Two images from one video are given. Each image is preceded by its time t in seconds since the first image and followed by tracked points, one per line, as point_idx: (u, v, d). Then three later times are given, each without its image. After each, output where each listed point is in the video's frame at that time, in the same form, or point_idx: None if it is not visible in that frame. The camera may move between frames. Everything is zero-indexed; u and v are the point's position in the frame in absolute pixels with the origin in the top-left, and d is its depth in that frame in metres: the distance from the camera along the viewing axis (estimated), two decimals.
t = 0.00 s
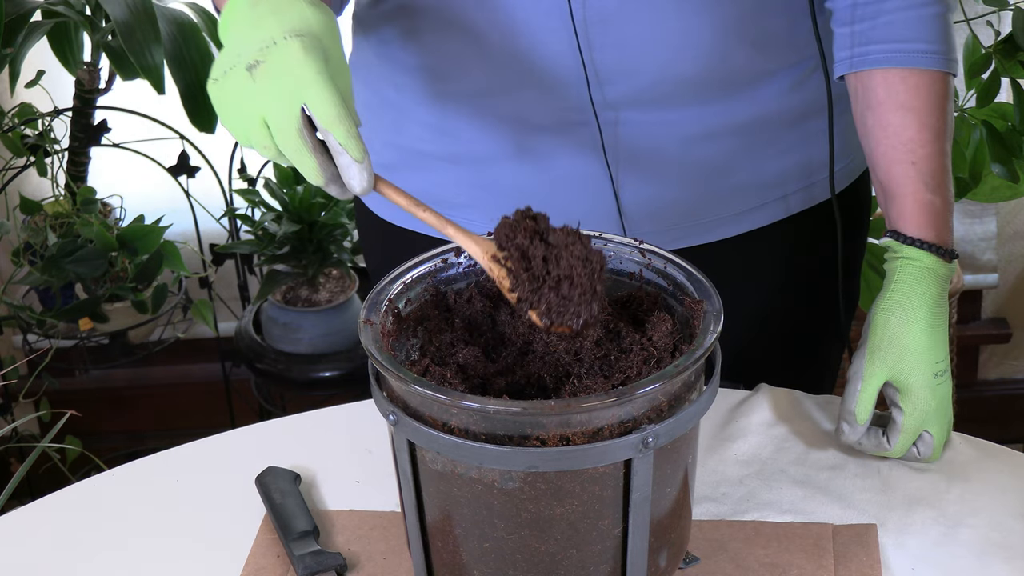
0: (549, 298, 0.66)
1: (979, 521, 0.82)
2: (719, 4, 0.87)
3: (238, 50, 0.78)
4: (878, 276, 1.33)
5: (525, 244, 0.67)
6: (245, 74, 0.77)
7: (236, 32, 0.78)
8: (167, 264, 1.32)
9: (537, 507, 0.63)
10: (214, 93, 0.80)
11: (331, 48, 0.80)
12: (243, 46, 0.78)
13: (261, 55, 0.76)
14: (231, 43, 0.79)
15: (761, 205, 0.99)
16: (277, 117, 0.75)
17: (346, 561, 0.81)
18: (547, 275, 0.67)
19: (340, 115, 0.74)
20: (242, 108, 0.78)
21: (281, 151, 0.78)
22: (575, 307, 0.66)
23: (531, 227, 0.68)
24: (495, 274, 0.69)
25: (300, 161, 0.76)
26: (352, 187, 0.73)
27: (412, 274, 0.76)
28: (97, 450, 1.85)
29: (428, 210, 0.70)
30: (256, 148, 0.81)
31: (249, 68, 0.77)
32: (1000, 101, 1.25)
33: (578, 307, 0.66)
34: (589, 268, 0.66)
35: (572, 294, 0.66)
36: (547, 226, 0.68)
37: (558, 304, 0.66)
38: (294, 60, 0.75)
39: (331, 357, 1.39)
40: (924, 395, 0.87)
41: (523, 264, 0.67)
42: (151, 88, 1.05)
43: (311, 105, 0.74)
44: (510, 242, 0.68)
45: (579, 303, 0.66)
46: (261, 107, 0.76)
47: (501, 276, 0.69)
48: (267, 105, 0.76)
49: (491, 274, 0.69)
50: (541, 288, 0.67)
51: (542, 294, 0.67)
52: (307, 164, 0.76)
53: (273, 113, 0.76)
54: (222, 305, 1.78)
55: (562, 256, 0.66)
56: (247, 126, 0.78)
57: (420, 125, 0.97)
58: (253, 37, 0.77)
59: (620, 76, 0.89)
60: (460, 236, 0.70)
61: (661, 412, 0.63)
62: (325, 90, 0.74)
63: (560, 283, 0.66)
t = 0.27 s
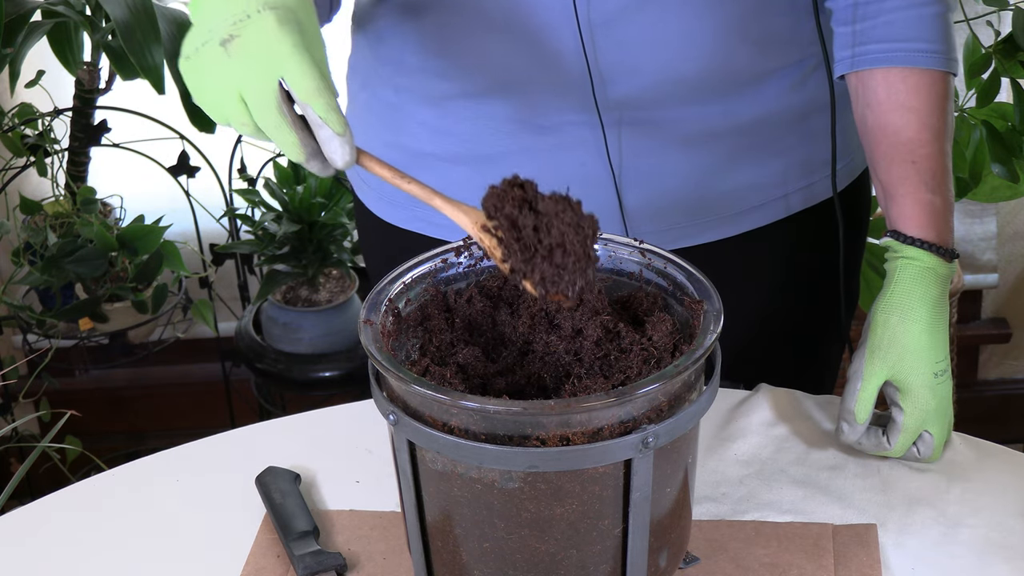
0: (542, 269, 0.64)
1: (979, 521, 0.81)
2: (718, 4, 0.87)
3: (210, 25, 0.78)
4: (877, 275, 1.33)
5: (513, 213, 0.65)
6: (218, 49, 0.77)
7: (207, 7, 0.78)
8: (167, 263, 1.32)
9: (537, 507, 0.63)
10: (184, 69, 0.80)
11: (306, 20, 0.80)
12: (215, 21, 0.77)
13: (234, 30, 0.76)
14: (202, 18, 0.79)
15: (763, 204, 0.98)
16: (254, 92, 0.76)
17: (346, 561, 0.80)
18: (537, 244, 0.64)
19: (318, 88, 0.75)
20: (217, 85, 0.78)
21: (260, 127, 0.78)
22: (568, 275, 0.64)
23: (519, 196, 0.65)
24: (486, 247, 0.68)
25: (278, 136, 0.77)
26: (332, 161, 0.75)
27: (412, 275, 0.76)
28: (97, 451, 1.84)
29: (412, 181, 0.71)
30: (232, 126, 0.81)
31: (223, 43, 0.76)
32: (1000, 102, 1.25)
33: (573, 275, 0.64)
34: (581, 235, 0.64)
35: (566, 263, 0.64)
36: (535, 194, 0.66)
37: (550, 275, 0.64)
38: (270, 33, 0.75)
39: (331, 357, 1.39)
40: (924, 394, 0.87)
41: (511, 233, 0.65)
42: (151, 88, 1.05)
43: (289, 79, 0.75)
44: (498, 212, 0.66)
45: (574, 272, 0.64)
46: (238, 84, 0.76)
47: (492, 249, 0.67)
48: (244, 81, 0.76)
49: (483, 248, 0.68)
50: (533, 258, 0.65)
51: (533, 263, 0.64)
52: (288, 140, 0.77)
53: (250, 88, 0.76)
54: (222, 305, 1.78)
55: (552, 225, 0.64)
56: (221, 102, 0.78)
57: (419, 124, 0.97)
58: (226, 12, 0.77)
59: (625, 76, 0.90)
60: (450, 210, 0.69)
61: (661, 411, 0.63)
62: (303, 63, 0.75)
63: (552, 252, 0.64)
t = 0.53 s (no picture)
0: (532, 262, 0.68)
1: (979, 521, 0.82)
2: (718, 4, 0.87)
3: (184, 19, 0.79)
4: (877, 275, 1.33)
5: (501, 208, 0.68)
6: (195, 43, 0.78)
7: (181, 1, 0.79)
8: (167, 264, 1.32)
9: (537, 507, 0.63)
10: (158, 64, 0.81)
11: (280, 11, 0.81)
12: (189, 15, 0.78)
13: (210, 24, 0.77)
14: (176, 12, 0.79)
15: (763, 204, 0.98)
16: (233, 86, 0.77)
17: (346, 560, 0.81)
18: (525, 239, 0.67)
19: (297, 82, 0.77)
20: (194, 80, 0.79)
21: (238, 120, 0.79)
22: (555, 268, 0.68)
23: (506, 189, 0.68)
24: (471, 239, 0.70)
25: (257, 131, 0.78)
26: (315, 158, 0.78)
27: (412, 275, 0.76)
28: (97, 450, 1.84)
29: (396, 175, 0.73)
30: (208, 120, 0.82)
31: (199, 37, 0.77)
32: (1000, 102, 1.25)
33: (562, 267, 0.67)
34: (570, 229, 0.66)
35: (555, 256, 0.67)
36: (523, 187, 0.68)
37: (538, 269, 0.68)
38: (247, 27, 0.77)
39: (331, 357, 1.39)
40: (923, 394, 0.87)
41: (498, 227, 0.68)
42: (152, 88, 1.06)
43: (267, 72, 0.77)
44: (485, 205, 0.68)
45: (563, 264, 0.67)
46: (216, 78, 0.77)
47: (480, 242, 0.69)
48: (221, 74, 0.77)
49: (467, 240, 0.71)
50: (522, 252, 0.68)
51: (522, 257, 0.68)
52: (266, 134, 0.78)
53: (229, 82, 0.77)
54: (222, 305, 1.78)
55: (541, 219, 0.67)
56: (199, 97, 0.79)
57: (419, 124, 0.97)
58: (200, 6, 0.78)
59: (622, 75, 0.90)
60: (436, 204, 0.72)
61: (661, 412, 0.63)
62: (281, 57, 0.76)
63: (540, 246, 0.67)
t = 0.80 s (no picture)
0: (524, 244, 0.69)
1: (979, 521, 0.82)
2: (718, 4, 0.87)
3: (169, 11, 0.80)
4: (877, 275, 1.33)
5: (491, 190, 0.69)
6: (180, 32, 0.79)
7: None
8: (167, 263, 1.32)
9: (537, 507, 0.63)
10: (143, 56, 0.81)
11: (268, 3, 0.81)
12: (174, 7, 0.79)
13: (193, 14, 0.78)
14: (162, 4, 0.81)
15: (762, 204, 0.98)
16: (218, 75, 0.77)
17: (346, 561, 0.81)
18: (517, 220, 0.69)
19: (283, 69, 0.77)
20: (179, 69, 0.80)
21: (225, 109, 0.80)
22: (547, 249, 0.69)
23: (495, 171, 0.69)
24: (463, 222, 0.71)
25: (244, 119, 0.78)
26: (303, 144, 0.79)
27: (412, 275, 0.76)
28: (97, 450, 1.84)
29: (387, 160, 0.73)
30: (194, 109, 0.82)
31: (183, 28, 0.78)
32: (1000, 102, 1.25)
33: (553, 248, 0.69)
34: (561, 209, 0.67)
35: (547, 237, 0.68)
36: (511, 169, 0.69)
37: (532, 252, 0.69)
38: (229, 15, 0.77)
39: (331, 357, 1.39)
40: (923, 394, 0.87)
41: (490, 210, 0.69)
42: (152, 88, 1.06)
43: (252, 61, 0.77)
44: (475, 188, 0.69)
45: (556, 245, 0.69)
46: (201, 67, 0.78)
47: (471, 224, 0.70)
48: (206, 63, 0.78)
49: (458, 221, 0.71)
50: (514, 234, 0.69)
51: (515, 239, 0.69)
52: (254, 122, 0.79)
53: (214, 71, 0.78)
54: (222, 305, 1.78)
55: (532, 202, 0.68)
56: (185, 87, 0.80)
57: (418, 124, 0.97)
58: None
59: (619, 74, 0.90)
60: (427, 186, 0.73)
61: (661, 412, 0.63)
62: (264, 45, 0.76)
63: (532, 228, 0.69)
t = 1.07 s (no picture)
0: (513, 242, 0.69)
1: (979, 521, 0.81)
2: (717, 4, 0.87)
3: (163, 8, 0.80)
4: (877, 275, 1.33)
5: (482, 188, 0.69)
6: (173, 29, 0.79)
7: None
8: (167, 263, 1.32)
9: (537, 507, 0.63)
10: (138, 53, 0.82)
11: None
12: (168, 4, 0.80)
13: (187, 10, 0.78)
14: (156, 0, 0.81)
15: (761, 204, 0.98)
16: (209, 72, 0.78)
17: (346, 561, 0.80)
18: (509, 218, 0.69)
19: (275, 67, 0.76)
20: (171, 65, 0.80)
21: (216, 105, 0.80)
22: (539, 249, 0.69)
23: (485, 169, 0.69)
24: (453, 221, 0.71)
25: (237, 116, 0.78)
26: (295, 141, 0.79)
27: (412, 275, 0.76)
28: (97, 451, 1.84)
29: (381, 159, 0.74)
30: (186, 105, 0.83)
31: (176, 24, 0.78)
32: (1000, 102, 1.24)
33: (543, 247, 0.69)
34: (551, 207, 0.68)
35: (538, 235, 0.68)
36: (502, 167, 0.70)
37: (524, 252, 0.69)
38: (222, 11, 0.77)
39: (331, 357, 1.39)
40: (924, 394, 0.87)
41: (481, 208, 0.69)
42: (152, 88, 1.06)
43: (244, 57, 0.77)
44: (466, 185, 0.70)
45: (546, 244, 0.69)
46: (192, 63, 0.78)
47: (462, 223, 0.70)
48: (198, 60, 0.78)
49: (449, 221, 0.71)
50: (504, 232, 0.69)
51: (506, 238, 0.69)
52: (246, 119, 0.79)
53: (205, 67, 0.78)
54: (222, 305, 1.78)
55: (524, 199, 0.68)
56: (177, 83, 0.80)
57: (417, 124, 0.97)
58: None
59: (618, 74, 0.90)
60: (416, 184, 0.73)
61: (660, 412, 0.63)
62: (257, 42, 0.76)
63: (523, 226, 0.69)
